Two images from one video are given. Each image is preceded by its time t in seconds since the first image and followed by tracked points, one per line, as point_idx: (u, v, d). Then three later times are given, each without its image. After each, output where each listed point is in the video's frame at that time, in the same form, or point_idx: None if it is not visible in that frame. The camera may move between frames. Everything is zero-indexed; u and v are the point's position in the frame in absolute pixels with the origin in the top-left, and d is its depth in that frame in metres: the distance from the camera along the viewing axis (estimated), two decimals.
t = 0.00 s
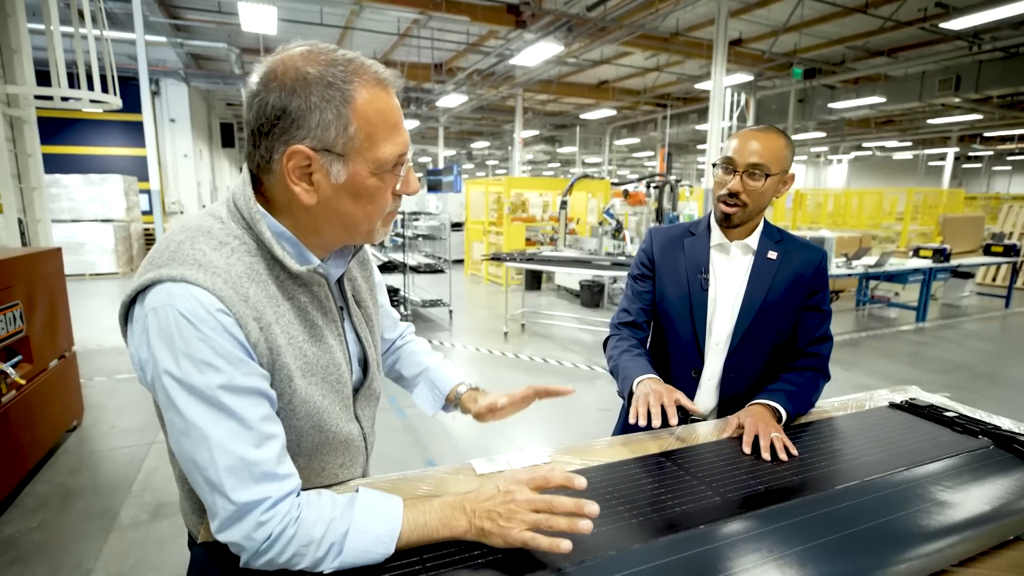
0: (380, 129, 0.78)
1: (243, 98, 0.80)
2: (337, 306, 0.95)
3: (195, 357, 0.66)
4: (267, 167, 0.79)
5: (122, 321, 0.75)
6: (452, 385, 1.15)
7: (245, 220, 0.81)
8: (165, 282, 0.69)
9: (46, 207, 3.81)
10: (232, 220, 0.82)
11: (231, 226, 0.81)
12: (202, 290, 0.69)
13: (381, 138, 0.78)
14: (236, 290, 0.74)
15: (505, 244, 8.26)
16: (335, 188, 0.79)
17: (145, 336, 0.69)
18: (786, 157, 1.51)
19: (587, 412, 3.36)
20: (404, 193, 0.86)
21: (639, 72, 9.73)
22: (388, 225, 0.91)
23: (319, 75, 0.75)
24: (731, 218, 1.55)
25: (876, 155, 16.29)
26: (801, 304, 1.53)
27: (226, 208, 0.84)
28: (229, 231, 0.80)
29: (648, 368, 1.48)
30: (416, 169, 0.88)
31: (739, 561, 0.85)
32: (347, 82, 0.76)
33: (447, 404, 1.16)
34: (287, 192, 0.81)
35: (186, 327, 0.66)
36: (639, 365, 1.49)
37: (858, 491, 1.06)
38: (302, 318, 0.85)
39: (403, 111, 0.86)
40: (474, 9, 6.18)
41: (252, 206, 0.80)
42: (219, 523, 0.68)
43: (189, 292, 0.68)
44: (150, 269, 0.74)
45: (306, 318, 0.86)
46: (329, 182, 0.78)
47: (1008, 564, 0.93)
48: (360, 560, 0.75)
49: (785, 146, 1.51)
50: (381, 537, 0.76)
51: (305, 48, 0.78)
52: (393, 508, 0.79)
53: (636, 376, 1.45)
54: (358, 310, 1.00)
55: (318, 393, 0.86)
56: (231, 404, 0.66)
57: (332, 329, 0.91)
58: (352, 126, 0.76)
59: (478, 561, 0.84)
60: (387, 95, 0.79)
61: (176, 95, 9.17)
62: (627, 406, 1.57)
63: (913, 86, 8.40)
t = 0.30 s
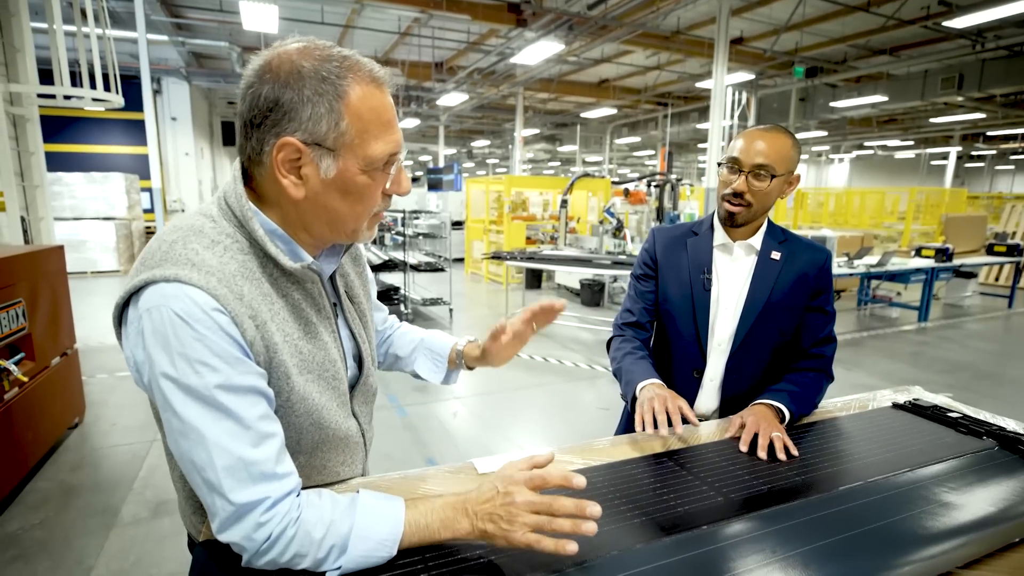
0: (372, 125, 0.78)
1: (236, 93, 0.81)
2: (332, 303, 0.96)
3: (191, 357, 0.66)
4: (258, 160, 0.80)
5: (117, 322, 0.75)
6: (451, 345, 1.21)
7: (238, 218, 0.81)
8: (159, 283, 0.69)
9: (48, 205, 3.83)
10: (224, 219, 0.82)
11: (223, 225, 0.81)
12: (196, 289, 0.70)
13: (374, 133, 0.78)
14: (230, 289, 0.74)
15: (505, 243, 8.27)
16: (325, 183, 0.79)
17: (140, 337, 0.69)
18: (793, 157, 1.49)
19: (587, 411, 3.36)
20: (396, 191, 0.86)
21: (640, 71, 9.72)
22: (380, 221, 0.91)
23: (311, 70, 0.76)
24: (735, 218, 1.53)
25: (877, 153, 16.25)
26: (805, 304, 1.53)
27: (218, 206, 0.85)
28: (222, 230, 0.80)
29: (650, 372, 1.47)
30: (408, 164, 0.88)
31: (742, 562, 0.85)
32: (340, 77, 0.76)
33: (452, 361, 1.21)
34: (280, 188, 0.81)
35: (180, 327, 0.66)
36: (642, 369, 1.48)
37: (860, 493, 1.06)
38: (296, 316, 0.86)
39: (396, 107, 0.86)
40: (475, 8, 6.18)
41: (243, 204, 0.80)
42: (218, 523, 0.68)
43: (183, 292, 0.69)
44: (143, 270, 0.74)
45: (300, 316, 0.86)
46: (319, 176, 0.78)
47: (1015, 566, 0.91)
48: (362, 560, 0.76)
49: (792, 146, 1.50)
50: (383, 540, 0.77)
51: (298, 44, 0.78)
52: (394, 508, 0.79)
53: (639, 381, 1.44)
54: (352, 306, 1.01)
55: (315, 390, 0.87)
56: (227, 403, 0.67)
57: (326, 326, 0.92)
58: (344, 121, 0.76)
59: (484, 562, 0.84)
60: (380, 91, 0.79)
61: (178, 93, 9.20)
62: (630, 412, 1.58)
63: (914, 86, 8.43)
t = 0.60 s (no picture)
0: (363, 119, 0.79)
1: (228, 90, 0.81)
2: (326, 298, 0.96)
3: (188, 356, 0.66)
4: (249, 154, 0.80)
5: (112, 322, 0.75)
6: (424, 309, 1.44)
7: (232, 216, 0.82)
8: (155, 282, 0.69)
9: (51, 202, 3.84)
10: (217, 217, 0.82)
11: (216, 222, 0.81)
12: (191, 287, 0.70)
13: (364, 128, 0.78)
14: (226, 286, 0.74)
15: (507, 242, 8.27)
16: (315, 177, 0.79)
17: (136, 337, 0.69)
18: (804, 160, 1.48)
19: (589, 410, 3.37)
20: (387, 187, 0.87)
21: (643, 70, 9.72)
22: (373, 216, 0.91)
23: (301, 64, 0.76)
24: (743, 220, 1.52)
25: (880, 153, 16.23)
26: (811, 307, 1.53)
27: (209, 204, 0.84)
28: (215, 228, 0.80)
29: (660, 399, 1.46)
30: (399, 158, 0.89)
31: (746, 562, 0.85)
32: (331, 72, 0.76)
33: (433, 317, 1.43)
34: (272, 184, 0.81)
35: (176, 325, 0.66)
36: (652, 396, 1.47)
37: (861, 494, 1.05)
38: (291, 312, 0.86)
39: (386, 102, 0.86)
40: (478, 7, 6.18)
41: (236, 201, 0.80)
42: (218, 523, 0.68)
43: (179, 290, 0.69)
44: (137, 269, 0.74)
45: (295, 311, 0.86)
46: (309, 170, 0.78)
47: (1019, 567, 0.91)
48: (364, 561, 0.76)
49: (803, 149, 1.49)
50: (384, 541, 0.77)
51: (289, 40, 0.79)
52: (396, 506, 0.79)
53: (650, 407, 1.44)
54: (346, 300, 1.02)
55: (313, 385, 0.87)
56: (224, 401, 0.66)
57: (321, 321, 0.92)
58: (334, 115, 0.76)
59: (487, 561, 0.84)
60: (371, 86, 0.80)
61: (181, 92, 9.21)
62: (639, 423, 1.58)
63: (918, 85, 8.44)
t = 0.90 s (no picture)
0: (361, 116, 0.78)
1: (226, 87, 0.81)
2: (324, 295, 0.96)
3: (190, 354, 0.66)
4: (247, 149, 0.79)
5: (111, 320, 0.75)
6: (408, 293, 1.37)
7: (230, 212, 0.81)
8: (155, 280, 0.69)
9: (53, 201, 3.84)
10: (216, 214, 0.82)
11: (215, 219, 0.81)
12: (192, 284, 0.69)
13: (361, 124, 0.78)
14: (227, 283, 0.74)
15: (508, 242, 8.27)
16: (313, 173, 0.79)
17: (137, 336, 0.69)
18: (815, 162, 1.48)
19: (590, 409, 3.37)
20: (384, 184, 0.87)
21: (644, 70, 9.72)
22: (371, 213, 0.91)
23: (300, 61, 0.76)
24: (752, 221, 1.52)
25: (882, 152, 16.25)
26: (816, 309, 1.53)
27: (207, 201, 0.84)
28: (214, 226, 0.80)
29: (665, 396, 1.47)
30: (396, 155, 0.89)
31: (747, 561, 0.85)
32: (329, 68, 0.76)
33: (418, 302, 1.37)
34: (270, 180, 0.81)
35: (179, 323, 0.66)
36: (657, 393, 1.48)
37: (861, 493, 1.05)
38: (290, 308, 0.86)
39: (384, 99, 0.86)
40: (479, 6, 6.18)
41: (234, 198, 0.80)
42: (220, 521, 0.68)
43: (179, 288, 0.69)
44: (136, 268, 0.74)
45: (294, 308, 0.86)
46: (306, 166, 0.78)
47: (1019, 566, 0.91)
48: (364, 558, 0.76)
49: (816, 151, 1.48)
50: (385, 536, 0.77)
51: (287, 37, 0.79)
52: (395, 502, 0.79)
53: (654, 405, 1.44)
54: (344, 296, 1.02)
55: (314, 381, 0.87)
56: (226, 399, 0.66)
57: (320, 317, 0.92)
58: (331, 111, 0.76)
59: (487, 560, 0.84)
60: (368, 83, 0.80)
61: (182, 91, 9.18)
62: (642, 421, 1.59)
63: (919, 85, 8.41)
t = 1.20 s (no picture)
0: (363, 118, 0.78)
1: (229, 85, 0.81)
2: (323, 293, 0.96)
3: (190, 352, 0.66)
4: (248, 147, 0.79)
5: (110, 317, 0.75)
6: (410, 294, 1.36)
7: (230, 211, 0.81)
8: (154, 278, 0.69)
9: (54, 199, 3.84)
10: (216, 213, 0.82)
11: (215, 218, 0.81)
12: (191, 283, 0.69)
13: (364, 126, 0.78)
14: (226, 282, 0.74)
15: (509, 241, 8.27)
16: (314, 173, 0.79)
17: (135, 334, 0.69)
18: (823, 164, 1.46)
19: (591, 409, 3.37)
20: (384, 186, 0.87)
21: (646, 69, 9.71)
22: (370, 213, 0.91)
23: (304, 61, 0.76)
24: (755, 222, 1.51)
25: (884, 151, 16.23)
26: (819, 310, 1.52)
27: (207, 199, 0.84)
28: (214, 224, 0.80)
29: (665, 396, 1.47)
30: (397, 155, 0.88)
31: (750, 560, 0.85)
32: (333, 69, 0.77)
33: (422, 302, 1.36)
34: (271, 179, 0.81)
35: (178, 320, 0.66)
36: (657, 392, 1.48)
37: (862, 492, 1.05)
38: (289, 307, 0.86)
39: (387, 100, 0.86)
40: (481, 5, 6.17)
41: (234, 197, 0.80)
42: (218, 519, 0.68)
43: (178, 286, 0.68)
44: (135, 266, 0.74)
45: (293, 307, 0.86)
46: (307, 166, 0.78)
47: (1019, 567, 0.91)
48: (365, 556, 0.76)
49: (824, 153, 1.46)
50: (385, 534, 0.77)
51: (292, 37, 0.79)
52: (395, 499, 0.79)
53: (655, 404, 1.45)
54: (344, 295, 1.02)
55: (313, 380, 0.87)
56: (225, 398, 0.66)
57: (319, 316, 0.92)
58: (334, 112, 0.76)
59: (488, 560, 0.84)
60: (372, 84, 0.80)
61: (183, 89, 9.18)
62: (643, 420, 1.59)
63: (921, 85, 8.39)
